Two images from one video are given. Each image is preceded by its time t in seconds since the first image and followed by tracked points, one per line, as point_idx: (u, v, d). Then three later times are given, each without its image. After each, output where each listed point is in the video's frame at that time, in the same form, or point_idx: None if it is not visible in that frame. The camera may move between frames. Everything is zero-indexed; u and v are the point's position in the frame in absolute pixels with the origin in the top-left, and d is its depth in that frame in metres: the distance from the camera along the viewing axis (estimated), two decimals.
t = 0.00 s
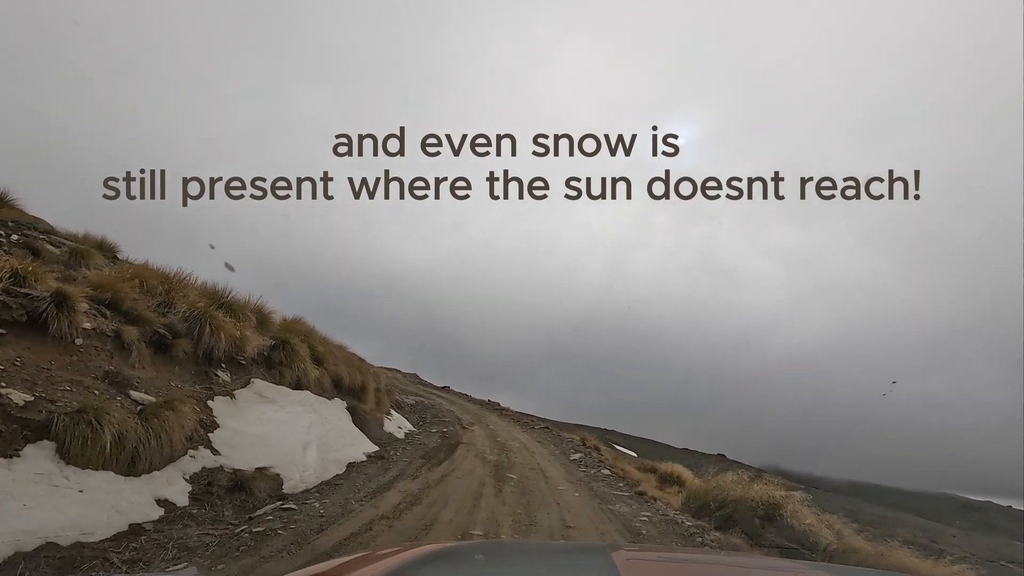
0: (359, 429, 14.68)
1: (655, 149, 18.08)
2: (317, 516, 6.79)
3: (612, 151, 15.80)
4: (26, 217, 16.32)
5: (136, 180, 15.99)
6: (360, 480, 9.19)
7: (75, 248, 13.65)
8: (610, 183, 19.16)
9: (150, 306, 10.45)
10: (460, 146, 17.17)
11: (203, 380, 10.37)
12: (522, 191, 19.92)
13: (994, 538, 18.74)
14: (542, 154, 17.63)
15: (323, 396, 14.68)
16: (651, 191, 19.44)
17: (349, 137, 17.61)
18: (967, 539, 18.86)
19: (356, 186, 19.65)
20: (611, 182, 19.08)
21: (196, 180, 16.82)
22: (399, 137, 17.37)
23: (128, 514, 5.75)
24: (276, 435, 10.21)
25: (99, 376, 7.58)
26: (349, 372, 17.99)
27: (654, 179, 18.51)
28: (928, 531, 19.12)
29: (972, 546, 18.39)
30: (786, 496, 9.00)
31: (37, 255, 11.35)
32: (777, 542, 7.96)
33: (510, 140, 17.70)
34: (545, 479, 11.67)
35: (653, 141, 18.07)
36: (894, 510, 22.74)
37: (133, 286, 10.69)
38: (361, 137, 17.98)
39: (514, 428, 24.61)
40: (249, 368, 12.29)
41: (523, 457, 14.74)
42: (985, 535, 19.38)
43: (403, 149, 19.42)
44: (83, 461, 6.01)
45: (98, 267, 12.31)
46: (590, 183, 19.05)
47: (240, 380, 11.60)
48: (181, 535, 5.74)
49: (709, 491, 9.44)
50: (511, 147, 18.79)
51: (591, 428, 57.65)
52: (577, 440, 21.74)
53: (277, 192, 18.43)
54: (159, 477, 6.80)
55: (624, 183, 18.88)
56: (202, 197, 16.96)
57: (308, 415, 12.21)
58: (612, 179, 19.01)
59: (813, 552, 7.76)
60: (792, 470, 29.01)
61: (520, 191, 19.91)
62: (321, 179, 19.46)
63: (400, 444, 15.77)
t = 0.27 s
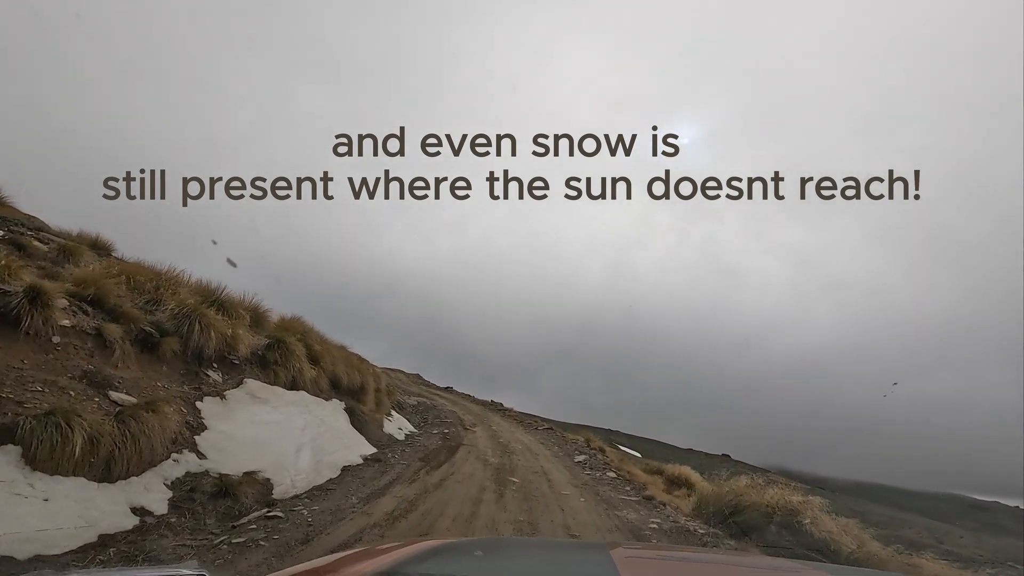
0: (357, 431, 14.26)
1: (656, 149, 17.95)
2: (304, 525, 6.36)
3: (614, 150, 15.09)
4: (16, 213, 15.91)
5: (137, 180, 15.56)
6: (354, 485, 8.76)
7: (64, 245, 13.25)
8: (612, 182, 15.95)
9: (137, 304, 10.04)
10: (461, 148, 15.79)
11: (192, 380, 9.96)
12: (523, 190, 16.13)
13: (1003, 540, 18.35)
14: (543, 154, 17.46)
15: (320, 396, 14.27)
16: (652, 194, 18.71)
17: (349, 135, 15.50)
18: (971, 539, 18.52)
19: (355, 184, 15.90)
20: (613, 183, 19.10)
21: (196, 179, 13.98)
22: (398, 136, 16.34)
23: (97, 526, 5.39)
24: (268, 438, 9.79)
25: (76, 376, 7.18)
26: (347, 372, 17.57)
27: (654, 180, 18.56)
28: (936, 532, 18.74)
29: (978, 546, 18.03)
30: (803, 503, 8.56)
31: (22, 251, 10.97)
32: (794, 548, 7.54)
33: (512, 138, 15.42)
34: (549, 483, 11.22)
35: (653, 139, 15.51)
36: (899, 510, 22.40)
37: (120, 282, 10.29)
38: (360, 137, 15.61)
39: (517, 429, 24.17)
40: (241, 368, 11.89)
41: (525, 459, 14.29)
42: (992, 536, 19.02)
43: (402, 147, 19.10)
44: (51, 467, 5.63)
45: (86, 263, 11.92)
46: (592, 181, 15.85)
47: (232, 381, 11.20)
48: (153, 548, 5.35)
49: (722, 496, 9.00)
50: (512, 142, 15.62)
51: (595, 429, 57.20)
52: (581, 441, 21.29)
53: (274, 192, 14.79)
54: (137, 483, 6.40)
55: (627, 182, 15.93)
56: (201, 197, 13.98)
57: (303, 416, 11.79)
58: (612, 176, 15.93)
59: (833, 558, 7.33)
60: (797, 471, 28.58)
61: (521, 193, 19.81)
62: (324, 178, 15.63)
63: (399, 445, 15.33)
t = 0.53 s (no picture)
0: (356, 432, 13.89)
1: (655, 148, 17.92)
2: (294, 533, 6.00)
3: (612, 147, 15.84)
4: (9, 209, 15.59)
5: (136, 180, 15.50)
6: (350, 490, 8.42)
7: (56, 242, 12.94)
8: (611, 183, 18.37)
9: (128, 301, 9.72)
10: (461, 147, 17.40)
11: (184, 380, 9.63)
12: (522, 190, 19.11)
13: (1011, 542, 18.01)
14: (542, 153, 17.32)
15: (318, 397, 13.92)
16: (651, 190, 18.23)
17: (348, 136, 18.05)
18: (979, 540, 18.20)
19: (354, 185, 19.04)
20: (611, 182, 18.31)
21: (196, 179, 16.35)
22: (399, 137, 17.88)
23: (70, 536, 5.10)
24: (263, 439, 9.45)
25: (58, 375, 6.85)
26: (347, 372, 17.23)
27: (654, 178, 17.96)
28: (944, 532, 18.41)
29: (986, 547, 17.72)
30: (820, 508, 8.17)
31: (11, 247, 10.66)
32: (813, 555, 7.14)
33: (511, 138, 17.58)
34: (553, 486, 10.84)
35: (653, 141, 18.03)
36: (905, 510, 22.08)
37: (111, 279, 9.96)
38: (359, 137, 18.13)
39: (520, 429, 23.80)
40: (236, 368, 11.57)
41: (529, 461, 13.94)
42: (1000, 536, 18.71)
43: (401, 147, 18.87)
44: (24, 471, 5.32)
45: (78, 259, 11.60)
46: (591, 183, 18.36)
47: (226, 381, 10.87)
48: (129, 560, 5.03)
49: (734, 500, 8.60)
50: (512, 142, 18.11)
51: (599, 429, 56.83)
52: (585, 442, 20.90)
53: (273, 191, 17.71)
54: (120, 487, 6.08)
55: (625, 182, 18.22)
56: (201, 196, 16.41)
57: (300, 417, 11.44)
58: (612, 177, 18.28)
59: (855, 565, 6.93)
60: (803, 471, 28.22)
61: (521, 191, 19.20)
62: (321, 179, 18.76)
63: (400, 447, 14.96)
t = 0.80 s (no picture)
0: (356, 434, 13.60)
1: (655, 148, 18.11)
2: (284, 542, 5.71)
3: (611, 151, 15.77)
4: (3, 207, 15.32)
5: (136, 180, 15.58)
6: (346, 495, 8.10)
7: (49, 239, 12.67)
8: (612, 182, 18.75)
9: (118, 300, 9.44)
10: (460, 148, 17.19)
11: (177, 380, 9.35)
12: (521, 190, 19.44)
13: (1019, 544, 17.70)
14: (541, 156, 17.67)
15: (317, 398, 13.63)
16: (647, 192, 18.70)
17: (349, 136, 18.02)
18: (987, 541, 17.89)
19: (354, 185, 19.43)
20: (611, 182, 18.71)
21: (196, 180, 16.43)
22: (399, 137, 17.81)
23: (42, 547, 4.84)
24: (257, 441, 9.14)
25: (40, 375, 6.56)
26: (346, 372, 16.93)
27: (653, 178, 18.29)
28: (951, 534, 18.10)
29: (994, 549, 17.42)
30: (839, 514, 7.82)
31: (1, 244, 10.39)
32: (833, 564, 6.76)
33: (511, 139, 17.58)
34: (558, 490, 10.52)
35: (653, 141, 18.14)
36: (911, 512, 21.76)
37: (101, 276, 9.68)
38: (359, 137, 18.18)
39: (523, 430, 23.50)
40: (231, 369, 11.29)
41: (532, 463, 13.61)
42: (1007, 538, 18.41)
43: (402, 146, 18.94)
44: None
45: (70, 256, 11.32)
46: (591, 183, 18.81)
47: (221, 381, 10.58)
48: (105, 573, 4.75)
49: (748, 505, 8.28)
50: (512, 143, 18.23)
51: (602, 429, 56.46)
52: (588, 443, 20.58)
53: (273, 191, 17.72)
54: (101, 493, 5.79)
55: (625, 182, 18.65)
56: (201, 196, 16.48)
57: (297, 418, 11.13)
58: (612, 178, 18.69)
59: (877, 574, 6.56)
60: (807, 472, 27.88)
61: (520, 191, 19.48)
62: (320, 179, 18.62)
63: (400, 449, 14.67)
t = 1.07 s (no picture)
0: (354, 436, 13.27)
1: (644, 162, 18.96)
2: (268, 552, 5.37)
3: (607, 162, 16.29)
4: None
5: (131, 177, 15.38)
6: (339, 500, 7.76)
7: (40, 237, 12.40)
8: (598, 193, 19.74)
9: (106, 297, 9.14)
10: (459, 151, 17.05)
11: (166, 381, 9.03)
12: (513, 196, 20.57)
13: None
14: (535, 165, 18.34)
15: (314, 399, 13.32)
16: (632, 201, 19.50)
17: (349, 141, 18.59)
18: (997, 543, 17.54)
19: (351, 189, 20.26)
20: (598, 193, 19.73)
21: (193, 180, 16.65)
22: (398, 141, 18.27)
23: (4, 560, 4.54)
24: (248, 444, 8.82)
25: (16, 375, 6.26)
26: (345, 373, 16.62)
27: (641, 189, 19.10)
28: (960, 537, 17.72)
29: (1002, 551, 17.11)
30: (859, 522, 7.44)
31: None
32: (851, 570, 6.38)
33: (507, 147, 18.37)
34: (561, 495, 10.16)
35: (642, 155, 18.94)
36: (918, 513, 21.42)
37: (89, 273, 9.38)
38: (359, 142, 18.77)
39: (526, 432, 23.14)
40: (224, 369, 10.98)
41: (534, 466, 13.26)
42: (1015, 540, 18.09)
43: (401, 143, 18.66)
44: None
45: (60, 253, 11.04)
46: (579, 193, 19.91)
47: (213, 382, 10.26)
48: None
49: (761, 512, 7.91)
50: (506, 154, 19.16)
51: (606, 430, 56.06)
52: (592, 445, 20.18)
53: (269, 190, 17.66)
54: (75, 500, 5.49)
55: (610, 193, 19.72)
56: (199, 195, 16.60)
57: (292, 420, 10.81)
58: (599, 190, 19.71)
59: None
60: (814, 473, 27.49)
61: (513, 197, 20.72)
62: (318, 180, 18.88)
63: (400, 451, 14.33)
